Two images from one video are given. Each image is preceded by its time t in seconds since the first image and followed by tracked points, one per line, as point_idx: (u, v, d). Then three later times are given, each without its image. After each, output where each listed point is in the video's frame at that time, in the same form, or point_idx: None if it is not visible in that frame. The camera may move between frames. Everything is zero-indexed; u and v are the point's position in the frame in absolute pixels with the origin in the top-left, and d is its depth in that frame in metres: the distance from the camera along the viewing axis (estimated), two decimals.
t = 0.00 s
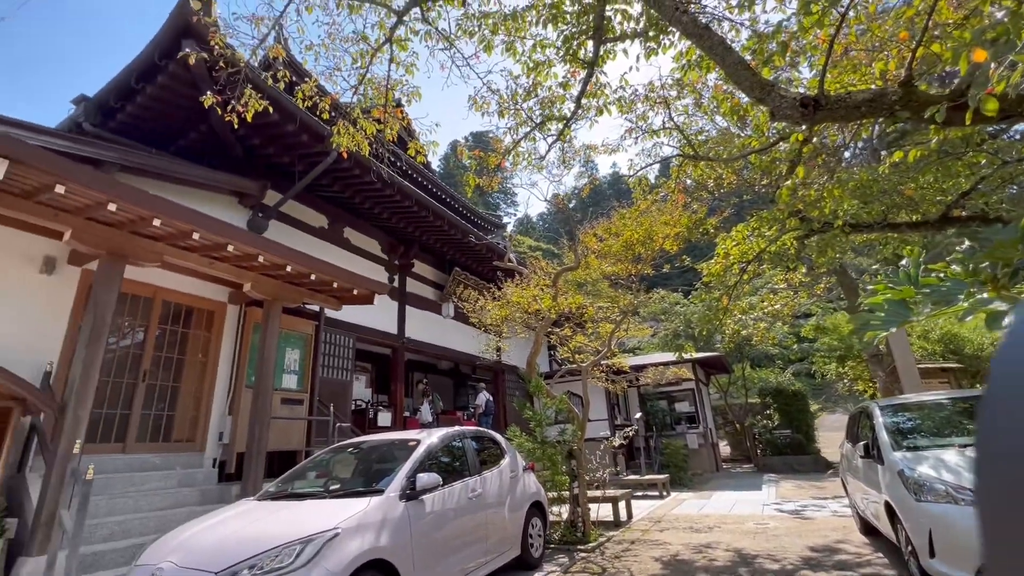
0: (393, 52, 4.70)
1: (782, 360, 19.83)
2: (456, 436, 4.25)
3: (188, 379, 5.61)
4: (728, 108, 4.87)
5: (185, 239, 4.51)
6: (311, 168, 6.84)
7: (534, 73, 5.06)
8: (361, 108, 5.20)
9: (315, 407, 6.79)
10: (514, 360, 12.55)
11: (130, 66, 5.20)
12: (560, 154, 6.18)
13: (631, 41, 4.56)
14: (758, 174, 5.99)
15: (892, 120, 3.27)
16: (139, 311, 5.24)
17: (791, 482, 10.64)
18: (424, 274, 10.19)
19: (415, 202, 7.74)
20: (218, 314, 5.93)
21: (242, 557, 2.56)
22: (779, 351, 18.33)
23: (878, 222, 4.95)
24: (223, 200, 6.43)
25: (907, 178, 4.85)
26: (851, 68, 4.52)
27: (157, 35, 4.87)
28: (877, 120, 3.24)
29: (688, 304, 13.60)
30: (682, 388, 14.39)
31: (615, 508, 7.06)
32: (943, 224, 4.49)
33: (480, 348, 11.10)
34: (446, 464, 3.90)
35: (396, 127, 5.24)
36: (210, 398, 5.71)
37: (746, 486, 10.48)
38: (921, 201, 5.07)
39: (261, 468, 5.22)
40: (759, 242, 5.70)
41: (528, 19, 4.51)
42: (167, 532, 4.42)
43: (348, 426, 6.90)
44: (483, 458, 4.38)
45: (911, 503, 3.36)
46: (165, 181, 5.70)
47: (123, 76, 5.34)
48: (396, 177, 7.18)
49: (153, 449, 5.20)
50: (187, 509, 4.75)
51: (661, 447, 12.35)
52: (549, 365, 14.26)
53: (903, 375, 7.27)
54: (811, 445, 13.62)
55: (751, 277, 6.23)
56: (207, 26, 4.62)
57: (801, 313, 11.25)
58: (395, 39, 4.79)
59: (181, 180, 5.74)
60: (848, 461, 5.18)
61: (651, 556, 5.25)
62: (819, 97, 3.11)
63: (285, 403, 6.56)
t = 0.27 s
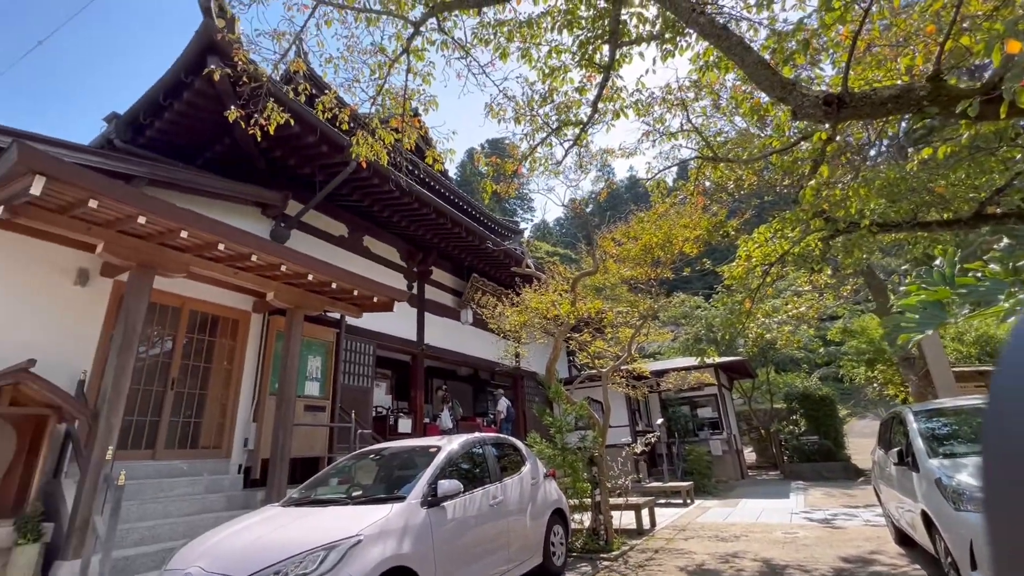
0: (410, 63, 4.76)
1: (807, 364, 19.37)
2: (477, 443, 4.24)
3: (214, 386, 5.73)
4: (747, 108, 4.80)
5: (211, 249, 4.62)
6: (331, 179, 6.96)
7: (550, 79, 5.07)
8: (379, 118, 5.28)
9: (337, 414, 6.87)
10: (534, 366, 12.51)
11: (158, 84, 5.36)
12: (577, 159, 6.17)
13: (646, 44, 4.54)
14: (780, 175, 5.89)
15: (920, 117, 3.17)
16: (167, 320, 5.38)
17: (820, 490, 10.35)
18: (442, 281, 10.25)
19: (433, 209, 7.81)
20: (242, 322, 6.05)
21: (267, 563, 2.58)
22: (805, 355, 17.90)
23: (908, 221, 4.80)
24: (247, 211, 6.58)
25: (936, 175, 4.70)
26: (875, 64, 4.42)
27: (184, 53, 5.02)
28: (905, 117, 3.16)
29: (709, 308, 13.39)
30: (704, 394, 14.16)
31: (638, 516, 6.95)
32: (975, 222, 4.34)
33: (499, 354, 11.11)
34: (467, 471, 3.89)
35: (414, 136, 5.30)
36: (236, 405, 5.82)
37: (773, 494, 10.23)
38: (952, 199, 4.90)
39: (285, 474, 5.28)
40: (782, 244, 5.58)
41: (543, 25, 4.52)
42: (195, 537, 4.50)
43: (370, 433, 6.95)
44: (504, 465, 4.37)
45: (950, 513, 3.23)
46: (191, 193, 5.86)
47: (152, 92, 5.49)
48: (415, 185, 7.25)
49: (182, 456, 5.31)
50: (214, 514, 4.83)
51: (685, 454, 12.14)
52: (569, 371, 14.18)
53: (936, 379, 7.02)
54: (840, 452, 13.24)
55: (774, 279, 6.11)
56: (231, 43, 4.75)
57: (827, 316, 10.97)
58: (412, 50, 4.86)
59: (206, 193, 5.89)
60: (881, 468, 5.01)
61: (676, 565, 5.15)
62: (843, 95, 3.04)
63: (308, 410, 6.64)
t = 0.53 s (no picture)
0: (424, 71, 4.81)
1: (829, 368, 18.98)
2: (493, 449, 4.23)
3: (235, 392, 5.81)
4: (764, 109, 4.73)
5: (231, 258, 4.70)
6: (347, 187, 7.04)
7: (562, 84, 5.07)
8: (394, 127, 5.33)
9: (354, 420, 6.91)
10: (549, 371, 12.47)
11: (179, 97, 5.49)
12: (590, 163, 6.15)
13: (660, 47, 4.51)
14: (798, 175, 5.79)
15: (944, 113, 3.09)
16: (190, 328, 5.48)
17: (845, 497, 10.08)
18: (457, 287, 10.28)
19: (448, 216, 7.86)
20: (261, 330, 6.13)
21: (287, 569, 2.60)
22: (826, 359, 17.54)
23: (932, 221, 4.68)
24: (265, 220, 6.69)
25: (960, 174, 4.58)
26: (896, 61, 4.33)
27: (204, 67, 5.13)
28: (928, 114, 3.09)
29: (727, 312, 13.21)
30: (723, 399, 13.95)
31: (657, 523, 6.85)
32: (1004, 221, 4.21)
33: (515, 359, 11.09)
34: (483, 477, 3.88)
35: (428, 144, 5.34)
36: (255, 411, 5.89)
37: (796, 501, 10.01)
38: (979, 197, 4.76)
39: (303, 480, 5.32)
40: (801, 246, 5.49)
41: (556, 31, 4.53)
42: (217, 542, 4.56)
43: (387, 439, 6.98)
44: (520, 471, 4.35)
45: (983, 522, 3.13)
46: (212, 203, 5.97)
47: (174, 106, 5.62)
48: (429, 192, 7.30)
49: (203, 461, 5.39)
50: (235, 519, 4.88)
51: (704, 460, 11.96)
52: (584, 376, 14.09)
53: (965, 383, 6.81)
54: (865, 458, 12.91)
55: (794, 282, 6.00)
56: (249, 56, 4.84)
57: (849, 319, 10.74)
58: (426, 58, 4.90)
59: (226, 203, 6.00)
60: (909, 475, 4.87)
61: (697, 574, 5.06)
62: (862, 94, 2.98)
63: (325, 416, 6.69)
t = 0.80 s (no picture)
0: (435, 79, 4.85)
1: (847, 372, 18.64)
2: (506, 454, 4.22)
3: (251, 398, 5.87)
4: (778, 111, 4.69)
5: (247, 265, 4.77)
6: (360, 194, 7.11)
7: (573, 89, 5.08)
8: (406, 134, 5.37)
9: (368, 425, 6.95)
10: (562, 377, 12.42)
11: (196, 108, 5.59)
12: (602, 168, 6.15)
13: (671, 51, 4.50)
14: (813, 177, 5.72)
15: (963, 113, 3.04)
16: (207, 335, 5.56)
17: (866, 505, 9.87)
18: (469, 293, 10.31)
19: (460, 221, 7.89)
20: (277, 336, 6.20)
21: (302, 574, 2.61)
22: (844, 363, 17.25)
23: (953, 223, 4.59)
24: (280, 228, 6.78)
25: (981, 174, 4.48)
26: (912, 60, 4.26)
27: (220, 78, 5.23)
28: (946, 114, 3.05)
29: (742, 316, 13.06)
30: (739, 404, 13.77)
31: (672, 530, 6.76)
32: None
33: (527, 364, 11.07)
34: (496, 483, 3.86)
35: (440, 150, 5.38)
36: (271, 416, 5.95)
37: (815, 508, 9.82)
38: (1001, 198, 4.66)
39: (318, 485, 5.35)
40: (817, 248, 5.42)
41: (566, 37, 4.54)
42: (233, 546, 4.60)
43: (400, 444, 7.01)
44: (534, 477, 4.33)
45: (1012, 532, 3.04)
46: (228, 212, 6.07)
47: (192, 117, 5.73)
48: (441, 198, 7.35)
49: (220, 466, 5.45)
50: (251, 524, 4.92)
51: (719, 466, 11.80)
52: (597, 381, 14.02)
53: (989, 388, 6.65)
54: (886, 465, 12.63)
55: (810, 285, 5.92)
56: (264, 67, 4.92)
57: (867, 322, 10.54)
58: (437, 66, 4.95)
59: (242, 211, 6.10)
60: (932, 482, 4.75)
61: None
62: (878, 93, 2.94)
63: (339, 422, 6.74)
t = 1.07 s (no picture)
0: (445, 86, 4.88)
1: (862, 376, 18.37)
2: (517, 460, 4.20)
3: (263, 403, 5.92)
4: (789, 113, 4.66)
5: (259, 271, 4.82)
6: (371, 201, 7.17)
7: (582, 94, 5.09)
8: (416, 141, 5.41)
9: (379, 430, 6.97)
10: (572, 381, 12.38)
11: (211, 118, 5.68)
12: (611, 172, 6.14)
13: (680, 55, 4.49)
14: (825, 179, 5.67)
15: (979, 113, 2.99)
16: (220, 340, 5.62)
17: (884, 512, 9.68)
18: (479, 297, 10.33)
19: (469, 227, 7.92)
20: (289, 341, 6.26)
21: None
22: (859, 367, 17.00)
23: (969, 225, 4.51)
24: (292, 234, 6.85)
25: (998, 175, 4.41)
26: (926, 60, 4.21)
27: (234, 87, 5.31)
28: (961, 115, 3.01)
29: (754, 320, 12.93)
30: (751, 409, 13.61)
31: (685, 537, 6.69)
32: None
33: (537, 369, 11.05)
34: (507, 489, 3.85)
35: (450, 156, 5.41)
36: (283, 421, 6.00)
37: (831, 515, 9.67)
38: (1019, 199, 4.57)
39: (330, 490, 5.37)
40: (830, 251, 5.36)
41: (575, 43, 4.56)
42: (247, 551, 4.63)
43: (411, 449, 7.02)
44: (545, 483, 4.31)
45: None
46: (241, 219, 6.15)
47: (206, 126, 5.83)
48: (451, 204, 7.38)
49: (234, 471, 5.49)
50: (264, 529, 4.95)
51: (733, 472, 11.67)
52: (608, 386, 13.95)
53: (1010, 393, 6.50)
54: (904, 471, 12.40)
55: (823, 288, 5.85)
56: (277, 76, 4.99)
57: (882, 326, 10.38)
58: (446, 73, 4.98)
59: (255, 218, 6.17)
60: (952, 489, 4.66)
61: None
62: (892, 94, 2.91)
63: (350, 427, 6.77)
